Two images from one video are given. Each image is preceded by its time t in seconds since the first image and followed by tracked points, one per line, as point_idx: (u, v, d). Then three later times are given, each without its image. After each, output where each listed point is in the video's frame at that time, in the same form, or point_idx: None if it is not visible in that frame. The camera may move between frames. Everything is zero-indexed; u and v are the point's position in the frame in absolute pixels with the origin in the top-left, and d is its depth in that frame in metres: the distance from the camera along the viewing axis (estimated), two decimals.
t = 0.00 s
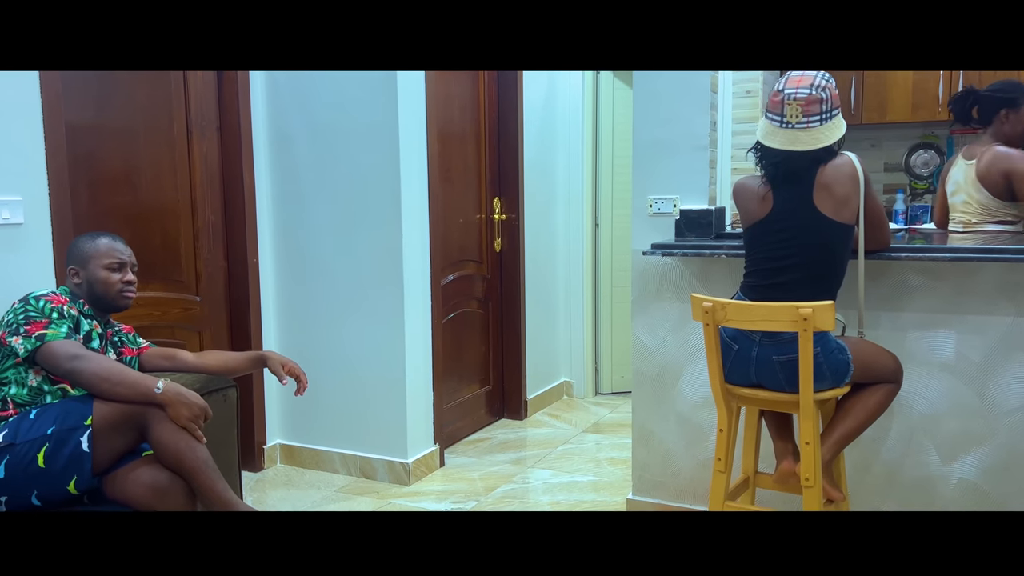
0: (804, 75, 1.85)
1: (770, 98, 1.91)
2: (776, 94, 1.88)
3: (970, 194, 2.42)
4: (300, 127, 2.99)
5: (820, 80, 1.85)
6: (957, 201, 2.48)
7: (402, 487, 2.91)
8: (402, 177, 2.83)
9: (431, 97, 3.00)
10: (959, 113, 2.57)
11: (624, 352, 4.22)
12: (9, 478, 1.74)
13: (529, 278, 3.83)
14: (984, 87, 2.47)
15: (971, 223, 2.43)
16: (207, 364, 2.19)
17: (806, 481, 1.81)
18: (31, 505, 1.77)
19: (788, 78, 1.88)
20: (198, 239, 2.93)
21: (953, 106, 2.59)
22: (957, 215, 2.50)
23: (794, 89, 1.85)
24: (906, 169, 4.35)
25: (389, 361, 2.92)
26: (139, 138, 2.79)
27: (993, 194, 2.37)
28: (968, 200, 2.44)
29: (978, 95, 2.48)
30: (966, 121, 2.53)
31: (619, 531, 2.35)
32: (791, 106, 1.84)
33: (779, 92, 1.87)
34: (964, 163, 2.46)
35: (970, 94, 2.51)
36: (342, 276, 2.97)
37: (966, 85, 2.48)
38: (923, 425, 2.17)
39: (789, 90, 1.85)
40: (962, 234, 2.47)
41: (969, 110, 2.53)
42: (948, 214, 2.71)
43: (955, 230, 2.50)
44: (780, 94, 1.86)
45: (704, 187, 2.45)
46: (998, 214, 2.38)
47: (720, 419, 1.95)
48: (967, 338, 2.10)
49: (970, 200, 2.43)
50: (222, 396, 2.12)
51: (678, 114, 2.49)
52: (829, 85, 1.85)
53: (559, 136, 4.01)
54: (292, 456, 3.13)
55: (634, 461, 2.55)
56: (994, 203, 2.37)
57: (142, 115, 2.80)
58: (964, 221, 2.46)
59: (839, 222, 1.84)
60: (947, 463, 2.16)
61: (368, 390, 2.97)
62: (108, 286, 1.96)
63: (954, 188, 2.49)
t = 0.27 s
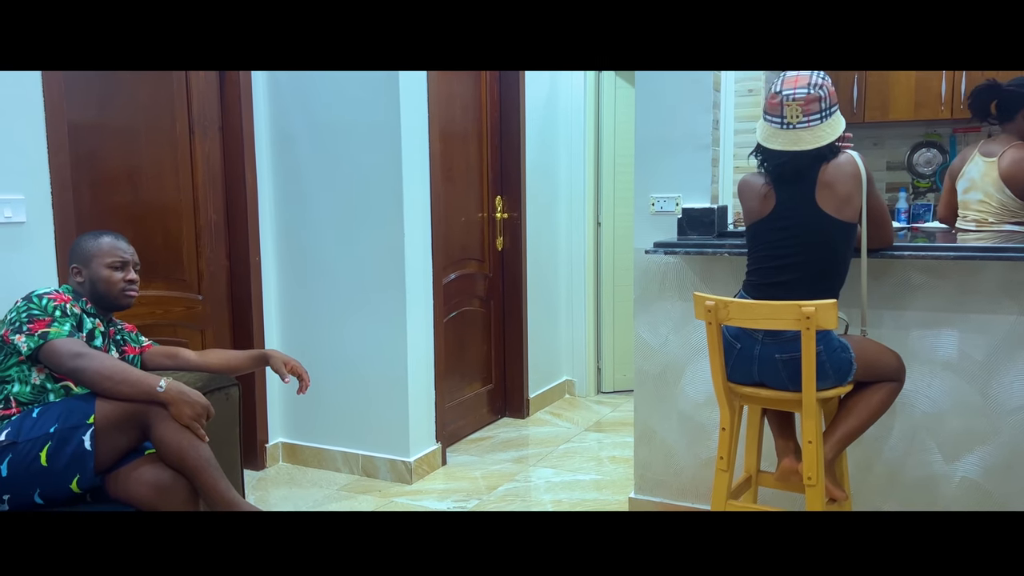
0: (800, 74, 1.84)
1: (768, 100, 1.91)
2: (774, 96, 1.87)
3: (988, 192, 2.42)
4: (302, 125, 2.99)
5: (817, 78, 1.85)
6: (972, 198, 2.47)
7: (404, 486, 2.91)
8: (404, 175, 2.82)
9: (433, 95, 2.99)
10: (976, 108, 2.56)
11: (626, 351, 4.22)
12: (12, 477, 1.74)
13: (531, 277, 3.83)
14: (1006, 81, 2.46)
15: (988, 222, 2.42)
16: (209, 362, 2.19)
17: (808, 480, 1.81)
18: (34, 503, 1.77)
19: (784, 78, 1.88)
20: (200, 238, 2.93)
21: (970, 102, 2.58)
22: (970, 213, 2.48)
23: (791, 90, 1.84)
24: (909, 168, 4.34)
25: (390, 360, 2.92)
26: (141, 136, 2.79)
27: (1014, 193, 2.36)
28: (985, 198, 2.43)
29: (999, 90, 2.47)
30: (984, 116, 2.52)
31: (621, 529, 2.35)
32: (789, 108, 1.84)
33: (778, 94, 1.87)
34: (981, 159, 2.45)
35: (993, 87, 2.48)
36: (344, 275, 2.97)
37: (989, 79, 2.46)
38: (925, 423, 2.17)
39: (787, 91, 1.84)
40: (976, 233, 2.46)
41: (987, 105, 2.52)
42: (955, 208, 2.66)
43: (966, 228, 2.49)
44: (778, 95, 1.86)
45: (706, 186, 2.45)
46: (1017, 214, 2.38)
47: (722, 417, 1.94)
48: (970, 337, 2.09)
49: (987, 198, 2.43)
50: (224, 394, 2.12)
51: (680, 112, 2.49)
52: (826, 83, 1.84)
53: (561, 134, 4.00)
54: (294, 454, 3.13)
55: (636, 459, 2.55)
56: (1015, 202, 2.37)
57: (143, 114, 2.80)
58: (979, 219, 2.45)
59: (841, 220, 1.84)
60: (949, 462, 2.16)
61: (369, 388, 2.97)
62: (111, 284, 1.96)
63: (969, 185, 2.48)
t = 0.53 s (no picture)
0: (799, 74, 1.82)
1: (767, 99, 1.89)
2: (773, 95, 1.86)
3: (989, 191, 2.42)
4: (304, 124, 2.99)
5: (815, 77, 1.83)
6: (975, 197, 2.47)
7: (406, 484, 2.91)
8: (405, 174, 2.82)
9: (434, 94, 2.99)
10: (981, 103, 2.56)
11: (628, 350, 4.21)
12: (15, 475, 1.75)
13: (533, 275, 3.82)
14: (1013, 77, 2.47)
15: (991, 221, 2.43)
16: (211, 361, 2.18)
17: (811, 478, 1.80)
18: (37, 501, 1.78)
19: (783, 77, 1.86)
20: (201, 237, 2.92)
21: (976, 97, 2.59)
22: (973, 212, 2.49)
23: (791, 90, 1.83)
24: (911, 166, 4.34)
25: (392, 358, 2.92)
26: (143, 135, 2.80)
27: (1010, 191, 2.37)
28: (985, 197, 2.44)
29: (1006, 86, 2.47)
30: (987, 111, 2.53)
31: (622, 527, 2.35)
32: (790, 108, 1.83)
33: (777, 93, 1.86)
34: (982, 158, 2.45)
35: (999, 82, 2.49)
36: (345, 273, 2.97)
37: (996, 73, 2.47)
38: (928, 422, 2.17)
39: (786, 91, 1.83)
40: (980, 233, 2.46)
41: (992, 100, 2.52)
42: (954, 207, 2.64)
43: (970, 228, 2.50)
44: (777, 95, 1.85)
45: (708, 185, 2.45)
46: (1018, 214, 2.38)
47: (725, 416, 1.94)
48: (973, 336, 2.09)
49: (989, 197, 2.43)
50: (226, 393, 2.13)
51: (682, 110, 2.48)
52: (825, 81, 1.83)
53: (563, 133, 4.00)
54: (296, 453, 3.13)
55: (638, 458, 2.54)
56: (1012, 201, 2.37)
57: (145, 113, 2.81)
58: (982, 218, 2.46)
59: (841, 218, 1.84)
60: (952, 461, 2.15)
61: (371, 387, 2.97)
62: (113, 283, 1.96)
63: (971, 185, 2.48)
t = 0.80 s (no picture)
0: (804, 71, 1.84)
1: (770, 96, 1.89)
2: (777, 92, 1.86)
3: (986, 189, 2.42)
4: (304, 122, 2.99)
5: (820, 75, 1.84)
6: (972, 197, 2.47)
7: (407, 482, 2.91)
8: (406, 172, 2.82)
9: (435, 93, 2.99)
10: (982, 99, 2.56)
11: (629, 348, 4.21)
12: (16, 474, 1.75)
13: (534, 274, 3.82)
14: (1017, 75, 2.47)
15: (988, 219, 2.42)
16: (212, 360, 2.18)
17: (812, 477, 1.80)
18: (37, 500, 1.78)
19: (787, 75, 1.87)
20: (202, 235, 2.93)
21: (979, 91, 2.58)
22: (972, 212, 2.48)
23: (795, 87, 1.83)
24: (912, 164, 4.33)
25: (393, 357, 2.92)
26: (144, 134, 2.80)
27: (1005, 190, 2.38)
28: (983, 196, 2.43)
29: (1009, 83, 2.47)
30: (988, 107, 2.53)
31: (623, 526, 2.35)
32: (794, 104, 1.83)
33: (781, 90, 1.86)
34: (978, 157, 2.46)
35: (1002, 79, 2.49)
36: (346, 272, 2.97)
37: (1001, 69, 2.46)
38: (929, 420, 2.17)
39: (791, 88, 1.83)
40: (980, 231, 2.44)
41: (994, 96, 2.52)
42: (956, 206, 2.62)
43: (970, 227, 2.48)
44: (782, 92, 1.85)
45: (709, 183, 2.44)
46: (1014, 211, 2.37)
47: (725, 415, 1.94)
48: (974, 334, 2.09)
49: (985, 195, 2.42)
50: (227, 391, 2.14)
51: (684, 108, 2.48)
52: (829, 80, 1.84)
53: (564, 131, 4.00)
54: (297, 451, 3.14)
55: (639, 456, 2.54)
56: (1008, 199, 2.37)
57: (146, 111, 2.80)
58: (980, 217, 2.45)
59: (842, 216, 1.84)
60: (953, 459, 2.15)
61: (372, 386, 2.97)
62: (113, 281, 1.96)
63: (968, 184, 2.48)
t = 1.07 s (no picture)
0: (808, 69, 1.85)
1: (773, 94, 1.89)
2: (780, 89, 1.86)
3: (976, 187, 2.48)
4: (305, 121, 2.99)
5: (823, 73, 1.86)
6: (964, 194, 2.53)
7: (407, 481, 2.91)
8: (406, 171, 2.82)
9: (435, 93, 2.99)
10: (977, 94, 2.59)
11: (629, 347, 4.21)
12: (16, 472, 1.75)
13: (534, 272, 3.82)
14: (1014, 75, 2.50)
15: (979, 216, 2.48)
16: (212, 359, 2.18)
17: (812, 475, 1.80)
18: (38, 498, 1.78)
19: (789, 74, 1.88)
20: (203, 234, 2.93)
21: (974, 87, 2.60)
22: (965, 208, 2.55)
23: (799, 84, 1.84)
24: (912, 163, 4.33)
25: (393, 355, 2.92)
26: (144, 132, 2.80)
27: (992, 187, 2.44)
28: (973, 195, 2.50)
29: (1005, 82, 2.50)
30: (982, 104, 2.56)
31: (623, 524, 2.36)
32: (798, 100, 1.83)
33: (784, 87, 1.86)
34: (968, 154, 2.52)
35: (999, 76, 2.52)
36: (346, 270, 2.97)
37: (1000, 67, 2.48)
38: (929, 419, 2.17)
39: (794, 85, 1.84)
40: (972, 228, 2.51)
41: (988, 94, 2.55)
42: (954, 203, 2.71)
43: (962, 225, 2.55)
44: (785, 89, 1.85)
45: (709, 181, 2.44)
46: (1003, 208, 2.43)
47: (726, 413, 1.94)
48: (974, 332, 2.09)
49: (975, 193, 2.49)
50: (227, 390, 2.14)
51: (684, 107, 2.48)
52: (831, 79, 1.86)
53: (564, 130, 4.00)
54: (298, 450, 3.14)
55: (639, 455, 2.54)
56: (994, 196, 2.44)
57: (146, 110, 2.80)
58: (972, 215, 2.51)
59: (844, 215, 1.84)
60: (953, 457, 2.15)
61: (372, 385, 2.97)
62: (114, 280, 1.96)
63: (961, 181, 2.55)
